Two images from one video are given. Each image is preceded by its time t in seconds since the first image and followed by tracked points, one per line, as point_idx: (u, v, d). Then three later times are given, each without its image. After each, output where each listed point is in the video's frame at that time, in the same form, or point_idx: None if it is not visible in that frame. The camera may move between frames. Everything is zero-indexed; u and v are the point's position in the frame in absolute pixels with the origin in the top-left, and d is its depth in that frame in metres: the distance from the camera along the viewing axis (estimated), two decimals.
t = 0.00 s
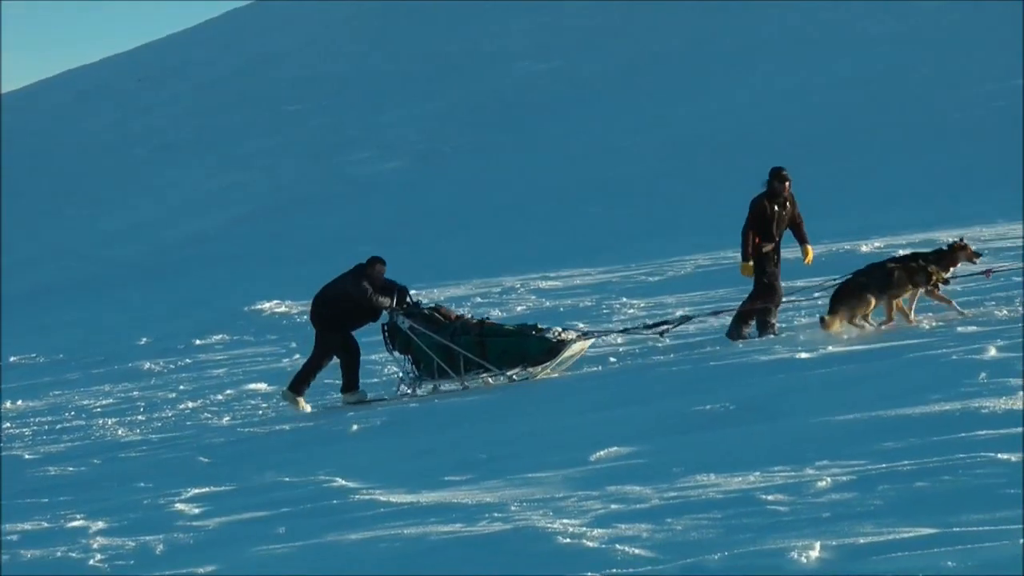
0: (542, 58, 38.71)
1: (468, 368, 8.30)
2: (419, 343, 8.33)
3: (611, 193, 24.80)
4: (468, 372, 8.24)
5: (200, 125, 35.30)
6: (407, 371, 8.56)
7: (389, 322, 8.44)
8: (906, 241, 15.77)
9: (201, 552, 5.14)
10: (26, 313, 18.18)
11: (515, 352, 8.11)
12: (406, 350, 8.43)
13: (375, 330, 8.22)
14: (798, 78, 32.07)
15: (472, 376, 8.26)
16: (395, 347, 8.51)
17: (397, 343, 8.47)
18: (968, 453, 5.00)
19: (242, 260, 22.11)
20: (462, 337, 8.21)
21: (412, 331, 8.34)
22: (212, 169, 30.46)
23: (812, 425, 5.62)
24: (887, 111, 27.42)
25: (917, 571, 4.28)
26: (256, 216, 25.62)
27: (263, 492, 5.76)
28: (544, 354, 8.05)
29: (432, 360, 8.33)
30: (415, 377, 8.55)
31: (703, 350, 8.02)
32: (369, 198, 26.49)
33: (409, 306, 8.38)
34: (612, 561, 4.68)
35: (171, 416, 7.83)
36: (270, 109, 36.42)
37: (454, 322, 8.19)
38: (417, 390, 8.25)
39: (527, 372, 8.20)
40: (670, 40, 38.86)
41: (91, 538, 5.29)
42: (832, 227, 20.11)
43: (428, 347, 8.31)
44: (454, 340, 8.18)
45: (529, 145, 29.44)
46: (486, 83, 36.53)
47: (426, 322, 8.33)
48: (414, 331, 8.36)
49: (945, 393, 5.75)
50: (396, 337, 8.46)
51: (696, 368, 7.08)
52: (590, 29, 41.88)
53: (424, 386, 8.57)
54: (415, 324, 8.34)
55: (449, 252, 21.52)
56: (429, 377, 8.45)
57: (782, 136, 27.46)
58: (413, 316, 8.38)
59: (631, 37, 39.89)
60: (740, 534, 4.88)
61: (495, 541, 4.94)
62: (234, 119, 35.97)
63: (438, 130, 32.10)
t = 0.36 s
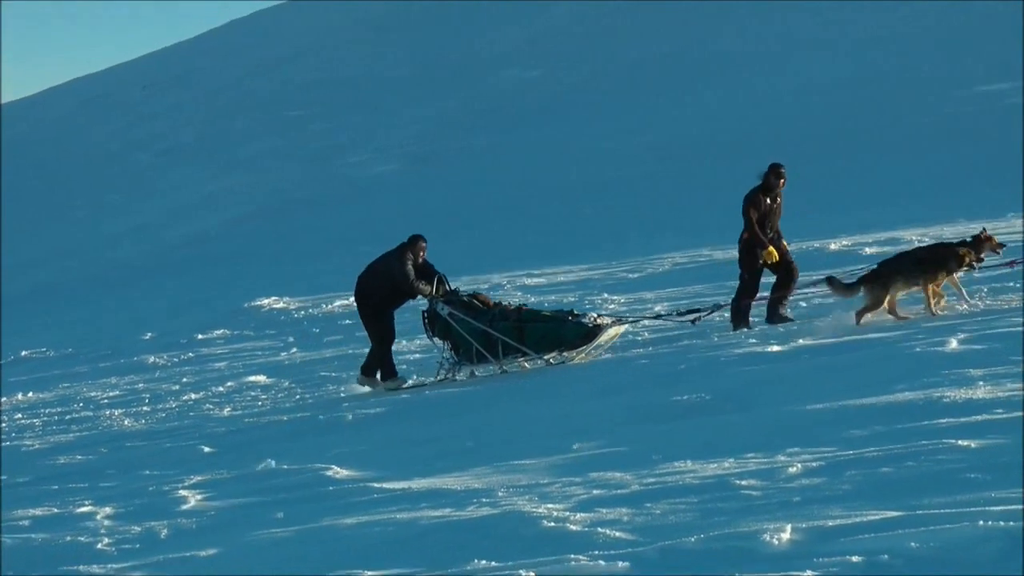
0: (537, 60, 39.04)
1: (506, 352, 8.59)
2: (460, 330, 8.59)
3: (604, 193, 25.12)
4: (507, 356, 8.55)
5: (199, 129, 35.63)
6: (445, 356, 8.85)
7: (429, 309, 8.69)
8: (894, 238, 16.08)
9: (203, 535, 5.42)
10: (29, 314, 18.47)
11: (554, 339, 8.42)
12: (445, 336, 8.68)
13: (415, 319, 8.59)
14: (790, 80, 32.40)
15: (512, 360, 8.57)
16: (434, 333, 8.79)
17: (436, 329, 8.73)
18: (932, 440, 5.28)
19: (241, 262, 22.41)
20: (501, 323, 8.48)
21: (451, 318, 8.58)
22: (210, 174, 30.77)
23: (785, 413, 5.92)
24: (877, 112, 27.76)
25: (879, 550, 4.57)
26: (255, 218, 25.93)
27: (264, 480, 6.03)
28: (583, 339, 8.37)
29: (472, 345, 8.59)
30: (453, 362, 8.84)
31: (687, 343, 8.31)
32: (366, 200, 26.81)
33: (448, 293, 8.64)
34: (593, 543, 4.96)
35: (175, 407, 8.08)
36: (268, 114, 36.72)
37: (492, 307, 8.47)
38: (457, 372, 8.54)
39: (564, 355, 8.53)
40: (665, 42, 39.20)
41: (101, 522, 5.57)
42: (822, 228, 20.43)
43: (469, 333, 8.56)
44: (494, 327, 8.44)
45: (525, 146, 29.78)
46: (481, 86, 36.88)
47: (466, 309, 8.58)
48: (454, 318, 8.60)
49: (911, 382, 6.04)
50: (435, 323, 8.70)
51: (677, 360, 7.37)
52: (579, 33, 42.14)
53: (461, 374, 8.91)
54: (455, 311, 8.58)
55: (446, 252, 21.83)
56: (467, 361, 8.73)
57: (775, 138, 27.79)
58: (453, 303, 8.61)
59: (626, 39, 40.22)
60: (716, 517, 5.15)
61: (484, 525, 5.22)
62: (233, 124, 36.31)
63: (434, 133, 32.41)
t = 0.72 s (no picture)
0: (530, 64, 39.47)
1: (528, 339, 9.11)
2: (486, 319, 9.10)
3: (593, 194, 25.56)
4: (529, 344, 9.07)
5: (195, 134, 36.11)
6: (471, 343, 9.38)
7: (457, 300, 9.17)
8: (874, 238, 16.49)
9: (203, 516, 5.87)
10: (28, 314, 18.90)
11: (576, 328, 8.96)
12: (470, 324, 9.17)
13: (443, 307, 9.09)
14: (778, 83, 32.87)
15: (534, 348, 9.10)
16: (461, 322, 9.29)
17: (464, 318, 9.23)
18: (878, 428, 5.73)
19: (235, 263, 22.85)
20: (525, 313, 8.99)
21: (477, 307, 9.06)
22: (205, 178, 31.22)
23: (748, 402, 6.38)
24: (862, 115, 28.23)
25: (824, 529, 5.01)
26: (249, 221, 26.37)
27: (262, 465, 6.46)
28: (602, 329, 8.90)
29: (495, 333, 9.12)
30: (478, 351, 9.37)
31: (665, 339, 8.77)
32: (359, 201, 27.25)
33: (474, 285, 9.11)
34: (565, 522, 5.42)
35: (179, 397, 8.52)
36: (265, 118, 37.14)
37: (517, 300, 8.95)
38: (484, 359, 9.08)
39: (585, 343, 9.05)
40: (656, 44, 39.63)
41: (109, 504, 6.03)
42: (804, 229, 20.88)
43: (493, 322, 9.09)
44: (518, 317, 8.95)
45: (516, 148, 30.22)
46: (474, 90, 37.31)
47: (491, 300, 9.07)
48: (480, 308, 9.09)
49: (866, 374, 6.48)
50: (462, 312, 9.21)
51: (653, 353, 7.82)
52: (570, 36, 42.49)
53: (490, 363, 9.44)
54: (480, 301, 9.06)
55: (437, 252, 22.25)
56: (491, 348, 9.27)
57: (761, 139, 28.26)
58: (478, 293, 9.10)
59: (618, 42, 40.66)
60: (680, 499, 5.58)
61: (466, 505, 5.67)
62: (228, 129, 36.77)
63: (427, 136, 32.84)
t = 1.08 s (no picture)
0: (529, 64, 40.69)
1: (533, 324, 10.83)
2: (497, 307, 10.75)
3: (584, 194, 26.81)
4: (534, 328, 10.77)
5: (207, 138, 37.44)
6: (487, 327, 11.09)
7: (471, 294, 10.81)
8: (841, 240, 17.73)
9: (225, 476, 7.20)
10: (52, 314, 20.22)
11: (575, 314, 10.71)
12: (483, 313, 10.83)
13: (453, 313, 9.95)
14: (767, 85, 34.03)
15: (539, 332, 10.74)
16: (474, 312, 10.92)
17: (477, 310, 10.88)
18: (775, 405, 7.05)
19: (245, 265, 24.19)
20: (530, 302, 10.69)
21: (490, 299, 10.71)
22: (216, 180, 32.54)
23: (677, 384, 7.70)
24: (844, 120, 29.45)
25: (723, 488, 6.44)
26: (259, 222, 27.70)
27: (272, 433, 7.79)
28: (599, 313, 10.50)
29: (506, 320, 10.76)
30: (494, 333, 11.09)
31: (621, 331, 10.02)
32: (362, 199, 28.52)
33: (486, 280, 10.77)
34: (519, 482, 6.76)
35: (203, 376, 9.83)
36: (274, 120, 38.36)
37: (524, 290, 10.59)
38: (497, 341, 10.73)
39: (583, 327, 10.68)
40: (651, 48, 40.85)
41: (147, 466, 7.37)
42: (780, 228, 22.12)
43: (503, 311, 10.74)
44: (525, 305, 10.64)
45: (513, 148, 31.46)
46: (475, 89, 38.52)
47: (501, 291, 10.73)
48: (493, 298, 10.75)
49: (777, 359, 7.78)
50: (475, 303, 10.85)
51: (609, 342, 9.10)
52: (571, 41, 43.59)
53: (501, 343, 11.17)
54: (492, 294, 10.71)
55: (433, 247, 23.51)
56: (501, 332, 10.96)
57: (747, 139, 29.49)
58: (490, 287, 10.73)
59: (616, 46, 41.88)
60: (614, 462, 6.90)
61: (439, 466, 7.00)
62: (238, 130, 38.06)
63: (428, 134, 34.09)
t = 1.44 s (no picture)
0: (528, 62, 42.17)
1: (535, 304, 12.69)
2: (503, 291, 12.57)
3: (574, 184, 28.30)
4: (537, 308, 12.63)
5: (222, 143, 39.05)
6: (491, 309, 12.82)
7: (480, 281, 12.61)
8: (808, 233, 19.19)
9: (245, 435, 8.87)
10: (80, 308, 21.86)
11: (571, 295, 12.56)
12: (492, 297, 12.63)
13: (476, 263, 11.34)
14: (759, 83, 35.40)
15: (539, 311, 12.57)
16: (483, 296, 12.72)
17: (486, 294, 12.69)
18: (695, 378, 8.66)
19: (255, 254, 25.76)
20: (532, 286, 12.52)
21: (498, 286, 12.52)
22: (228, 180, 34.16)
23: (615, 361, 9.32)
24: (828, 117, 30.86)
25: (649, 445, 8.01)
26: (269, 217, 29.29)
27: (282, 401, 9.45)
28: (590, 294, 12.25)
29: (511, 303, 12.61)
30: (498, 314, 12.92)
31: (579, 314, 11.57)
32: (366, 193, 30.06)
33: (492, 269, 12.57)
34: (483, 439, 8.35)
35: (225, 351, 11.47)
36: (287, 123, 39.91)
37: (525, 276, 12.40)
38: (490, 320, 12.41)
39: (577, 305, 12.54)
40: (647, 46, 42.30)
41: (180, 428, 9.08)
42: (754, 213, 23.55)
43: (508, 294, 12.57)
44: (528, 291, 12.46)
45: (510, 144, 32.98)
46: (476, 86, 40.04)
47: (506, 277, 12.55)
48: (499, 284, 12.56)
49: (704, 343, 9.37)
50: (484, 289, 12.64)
51: (566, 325, 10.65)
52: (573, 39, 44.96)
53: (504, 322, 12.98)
54: (499, 281, 12.51)
55: (430, 235, 25.01)
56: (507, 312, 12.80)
57: (733, 136, 30.98)
58: (496, 275, 12.51)
59: (613, 45, 43.36)
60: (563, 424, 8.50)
61: (417, 427, 8.61)
62: (251, 132, 39.73)
63: (430, 130, 35.62)
